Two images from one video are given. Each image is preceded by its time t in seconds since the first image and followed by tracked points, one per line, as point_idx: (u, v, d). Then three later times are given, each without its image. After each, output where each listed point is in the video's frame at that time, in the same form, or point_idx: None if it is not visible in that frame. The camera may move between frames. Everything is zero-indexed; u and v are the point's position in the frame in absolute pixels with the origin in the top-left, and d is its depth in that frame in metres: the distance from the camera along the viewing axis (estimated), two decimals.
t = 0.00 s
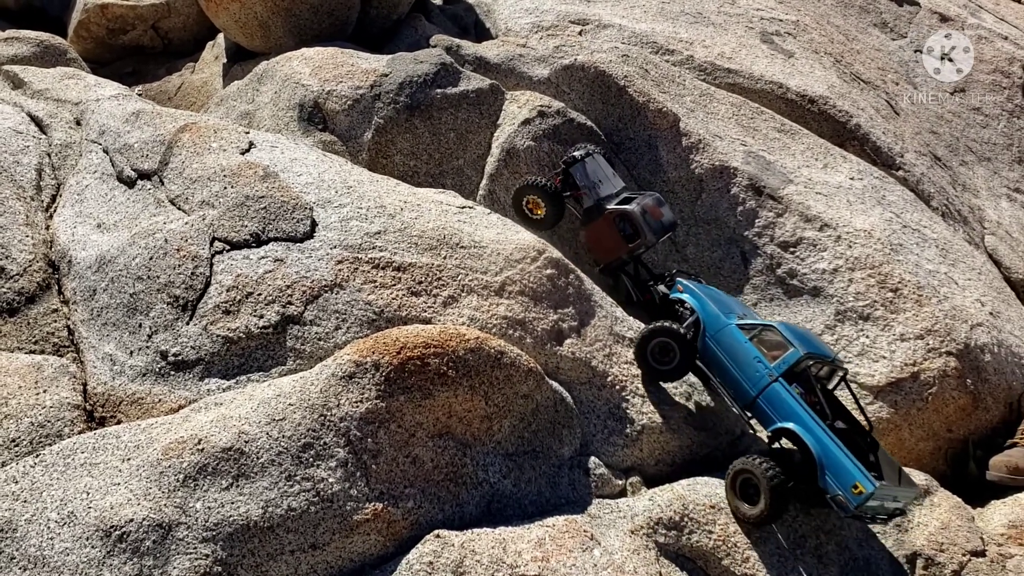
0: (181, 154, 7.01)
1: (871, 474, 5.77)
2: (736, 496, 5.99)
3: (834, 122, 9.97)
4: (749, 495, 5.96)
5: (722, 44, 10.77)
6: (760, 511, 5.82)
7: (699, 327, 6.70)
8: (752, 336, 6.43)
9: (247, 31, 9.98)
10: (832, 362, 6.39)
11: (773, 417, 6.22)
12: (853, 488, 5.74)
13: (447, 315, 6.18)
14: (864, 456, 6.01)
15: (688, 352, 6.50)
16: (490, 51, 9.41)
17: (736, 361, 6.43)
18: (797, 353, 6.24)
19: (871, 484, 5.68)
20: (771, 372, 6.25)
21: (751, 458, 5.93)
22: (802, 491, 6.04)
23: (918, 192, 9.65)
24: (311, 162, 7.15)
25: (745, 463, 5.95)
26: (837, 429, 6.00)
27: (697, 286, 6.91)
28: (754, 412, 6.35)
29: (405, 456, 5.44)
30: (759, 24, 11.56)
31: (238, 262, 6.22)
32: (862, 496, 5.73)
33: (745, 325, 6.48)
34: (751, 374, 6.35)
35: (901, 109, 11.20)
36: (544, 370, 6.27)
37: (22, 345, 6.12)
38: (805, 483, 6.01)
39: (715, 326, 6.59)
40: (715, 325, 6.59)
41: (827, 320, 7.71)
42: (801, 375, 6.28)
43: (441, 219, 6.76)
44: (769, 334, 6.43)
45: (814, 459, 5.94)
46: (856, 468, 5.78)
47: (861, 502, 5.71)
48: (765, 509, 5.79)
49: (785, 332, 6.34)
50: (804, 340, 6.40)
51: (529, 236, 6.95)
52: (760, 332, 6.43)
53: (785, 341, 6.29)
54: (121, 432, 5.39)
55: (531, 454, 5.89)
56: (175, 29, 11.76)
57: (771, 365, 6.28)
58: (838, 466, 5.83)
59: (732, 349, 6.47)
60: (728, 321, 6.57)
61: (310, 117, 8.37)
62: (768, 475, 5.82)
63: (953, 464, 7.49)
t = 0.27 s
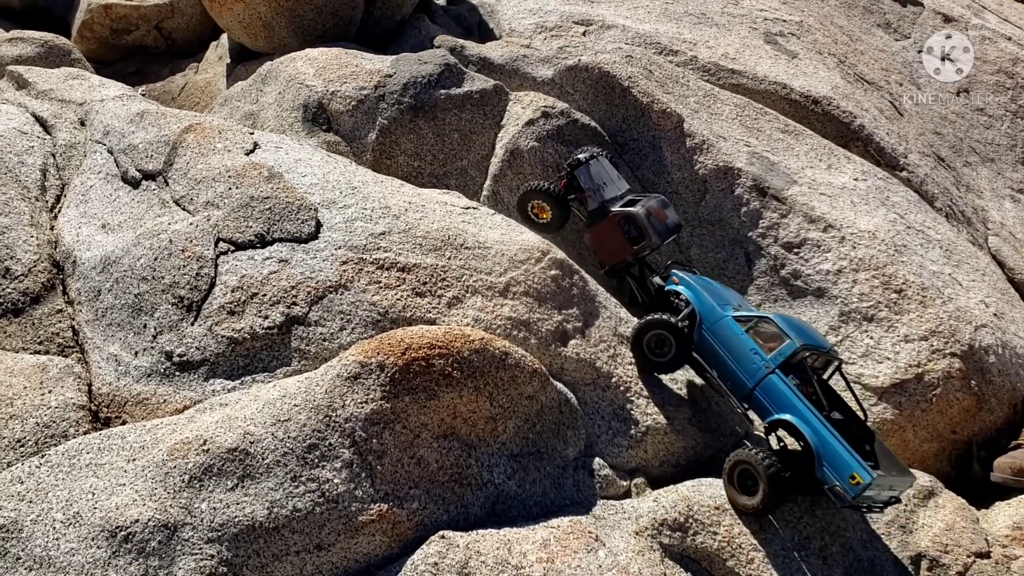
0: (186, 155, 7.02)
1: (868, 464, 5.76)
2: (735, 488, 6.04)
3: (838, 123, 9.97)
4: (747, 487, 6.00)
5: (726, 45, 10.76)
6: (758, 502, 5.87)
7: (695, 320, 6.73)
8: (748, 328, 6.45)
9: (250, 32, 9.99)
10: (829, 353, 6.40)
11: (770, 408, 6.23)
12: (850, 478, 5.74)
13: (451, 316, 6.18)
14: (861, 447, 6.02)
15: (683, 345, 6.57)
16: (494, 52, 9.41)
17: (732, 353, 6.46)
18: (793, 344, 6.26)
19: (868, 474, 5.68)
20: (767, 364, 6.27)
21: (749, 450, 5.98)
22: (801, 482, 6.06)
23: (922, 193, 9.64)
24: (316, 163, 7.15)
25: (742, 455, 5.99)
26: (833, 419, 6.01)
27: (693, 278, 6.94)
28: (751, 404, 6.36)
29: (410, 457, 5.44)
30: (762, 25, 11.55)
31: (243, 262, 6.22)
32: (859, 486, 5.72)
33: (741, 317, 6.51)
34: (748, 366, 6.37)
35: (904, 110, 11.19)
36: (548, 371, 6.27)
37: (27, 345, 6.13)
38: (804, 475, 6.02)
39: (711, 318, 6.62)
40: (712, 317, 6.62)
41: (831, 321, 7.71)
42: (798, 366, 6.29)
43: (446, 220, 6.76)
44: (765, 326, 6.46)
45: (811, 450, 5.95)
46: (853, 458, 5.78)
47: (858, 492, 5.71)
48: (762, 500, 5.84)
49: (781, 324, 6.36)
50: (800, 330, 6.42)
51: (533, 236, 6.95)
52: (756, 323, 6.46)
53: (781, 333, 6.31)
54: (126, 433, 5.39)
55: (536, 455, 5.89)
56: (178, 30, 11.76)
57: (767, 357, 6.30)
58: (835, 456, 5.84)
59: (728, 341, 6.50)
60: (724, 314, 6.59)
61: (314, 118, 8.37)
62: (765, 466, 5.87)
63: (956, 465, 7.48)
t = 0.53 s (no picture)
0: (187, 158, 7.03)
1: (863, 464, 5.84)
2: (731, 486, 6.10)
3: (837, 127, 9.99)
4: (744, 485, 6.07)
5: (725, 49, 10.79)
6: (755, 500, 5.93)
7: (692, 319, 6.77)
8: (745, 328, 6.50)
9: (250, 34, 10.00)
10: (825, 353, 6.47)
11: (766, 408, 6.29)
12: (846, 477, 5.81)
13: (453, 320, 6.19)
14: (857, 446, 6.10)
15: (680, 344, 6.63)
16: (495, 55, 9.42)
17: (729, 353, 6.50)
18: (790, 344, 6.31)
19: (864, 473, 5.75)
20: (764, 364, 6.33)
21: (746, 449, 6.05)
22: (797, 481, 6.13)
23: (920, 197, 9.67)
24: (317, 167, 7.17)
25: (739, 453, 6.06)
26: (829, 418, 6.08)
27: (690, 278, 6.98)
28: (747, 403, 6.43)
29: (412, 461, 5.45)
30: (762, 28, 11.58)
31: (245, 266, 6.23)
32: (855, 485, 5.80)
33: (738, 317, 6.55)
34: (745, 366, 6.42)
35: (903, 114, 11.22)
36: (549, 376, 6.28)
37: (29, 349, 6.14)
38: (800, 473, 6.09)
39: (708, 318, 6.66)
40: (709, 317, 6.66)
41: (831, 326, 7.74)
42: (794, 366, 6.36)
43: (447, 224, 6.78)
44: (761, 326, 6.50)
45: (807, 449, 6.02)
46: (848, 457, 5.86)
47: (853, 491, 5.79)
48: (759, 497, 5.90)
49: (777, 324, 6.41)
50: (796, 330, 6.47)
51: (534, 241, 6.98)
52: (753, 324, 6.51)
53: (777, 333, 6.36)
54: (129, 437, 5.40)
55: (537, 460, 5.90)
56: (178, 32, 11.76)
57: (763, 357, 6.35)
58: (832, 455, 5.91)
59: (725, 341, 6.54)
60: (721, 314, 6.63)
61: (315, 121, 8.39)
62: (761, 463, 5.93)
63: (955, 469, 7.50)
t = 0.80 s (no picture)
0: (186, 159, 7.04)
1: (863, 466, 5.87)
2: (731, 489, 6.10)
3: (833, 130, 10.03)
4: (744, 488, 6.07)
5: (722, 52, 10.82)
6: (756, 504, 5.93)
7: (689, 322, 6.75)
8: (743, 332, 6.47)
9: (249, 35, 10.00)
10: (822, 356, 6.48)
11: (766, 411, 6.30)
12: (847, 480, 5.84)
13: (451, 322, 6.21)
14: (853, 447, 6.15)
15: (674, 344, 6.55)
16: (493, 58, 9.45)
17: (727, 356, 6.48)
18: (789, 348, 6.30)
19: (864, 476, 5.79)
20: (763, 368, 6.31)
21: (747, 452, 6.04)
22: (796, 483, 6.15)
23: (916, 200, 9.71)
24: (316, 168, 7.18)
25: (740, 457, 6.05)
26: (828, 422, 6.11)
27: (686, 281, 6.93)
28: (747, 407, 6.43)
29: (410, 463, 5.47)
30: (759, 31, 11.62)
31: (244, 267, 6.24)
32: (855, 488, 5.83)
33: (736, 320, 6.52)
34: (744, 370, 6.41)
35: (899, 117, 11.26)
36: (547, 377, 6.30)
37: (27, 349, 6.14)
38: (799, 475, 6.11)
39: (706, 321, 6.63)
40: (706, 320, 6.63)
41: (827, 329, 7.76)
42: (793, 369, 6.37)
43: (445, 226, 6.79)
44: (759, 329, 6.49)
45: (808, 452, 6.03)
46: (849, 460, 5.88)
47: (853, 494, 5.83)
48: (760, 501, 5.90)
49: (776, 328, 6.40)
50: (794, 334, 6.46)
51: (532, 243, 7.00)
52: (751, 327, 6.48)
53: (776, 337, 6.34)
54: (127, 437, 5.41)
55: (535, 461, 5.92)
56: (175, 32, 11.76)
57: (762, 361, 6.34)
58: (832, 458, 5.94)
59: (723, 345, 6.51)
60: (719, 318, 6.60)
61: (313, 122, 8.40)
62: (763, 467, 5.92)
63: (951, 472, 7.55)
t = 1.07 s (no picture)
0: (193, 155, 7.05)
1: (897, 497, 5.83)
2: (762, 520, 6.02)
3: (839, 132, 10.03)
4: (776, 520, 5.99)
5: (729, 52, 10.83)
6: (789, 536, 5.85)
7: (712, 350, 6.72)
8: (768, 360, 6.44)
9: (256, 32, 10.02)
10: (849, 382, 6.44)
11: (794, 441, 6.25)
12: (881, 511, 5.80)
13: (456, 319, 6.22)
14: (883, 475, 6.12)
15: (697, 370, 6.46)
16: (500, 56, 9.46)
17: (753, 385, 6.45)
18: (815, 376, 6.26)
19: (898, 506, 5.75)
20: (790, 396, 6.28)
21: (779, 484, 5.95)
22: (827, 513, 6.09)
23: (921, 202, 9.70)
24: (323, 165, 7.20)
25: (772, 489, 5.98)
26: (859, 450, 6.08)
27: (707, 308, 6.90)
28: (774, 436, 6.38)
29: (415, 458, 5.48)
30: (765, 32, 11.62)
31: (250, 263, 6.26)
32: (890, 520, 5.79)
33: (760, 348, 6.49)
34: (770, 398, 6.37)
35: (904, 119, 11.26)
36: (552, 375, 6.31)
37: (34, 343, 6.16)
38: (829, 504, 6.06)
39: (729, 349, 6.60)
40: (731, 348, 6.60)
41: (832, 329, 7.76)
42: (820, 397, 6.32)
43: (451, 223, 6.80)
44: (784, 357, 6.45)
45: (839, 482, 5.99)
46: (882, 491, 5.84)
47: (888, 525, 5.78)
48: (793, 534, 5.83)
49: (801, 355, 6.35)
50: (820, 361, 6.42)
51: (538, 241, 7.01)
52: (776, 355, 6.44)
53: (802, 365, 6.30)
54: (133, 431, 5.42)
55: (539, 459, 5.93)
56: (182, 28, 11.78)
57: (789, 389, 6.31)
58: (864, 489, 5.90)
59: (748, 373, 6.48)
60: (742, 345, 6.58)
61: (320, 120, 8.42)
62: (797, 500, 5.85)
63: (954, 473, 7.52)
